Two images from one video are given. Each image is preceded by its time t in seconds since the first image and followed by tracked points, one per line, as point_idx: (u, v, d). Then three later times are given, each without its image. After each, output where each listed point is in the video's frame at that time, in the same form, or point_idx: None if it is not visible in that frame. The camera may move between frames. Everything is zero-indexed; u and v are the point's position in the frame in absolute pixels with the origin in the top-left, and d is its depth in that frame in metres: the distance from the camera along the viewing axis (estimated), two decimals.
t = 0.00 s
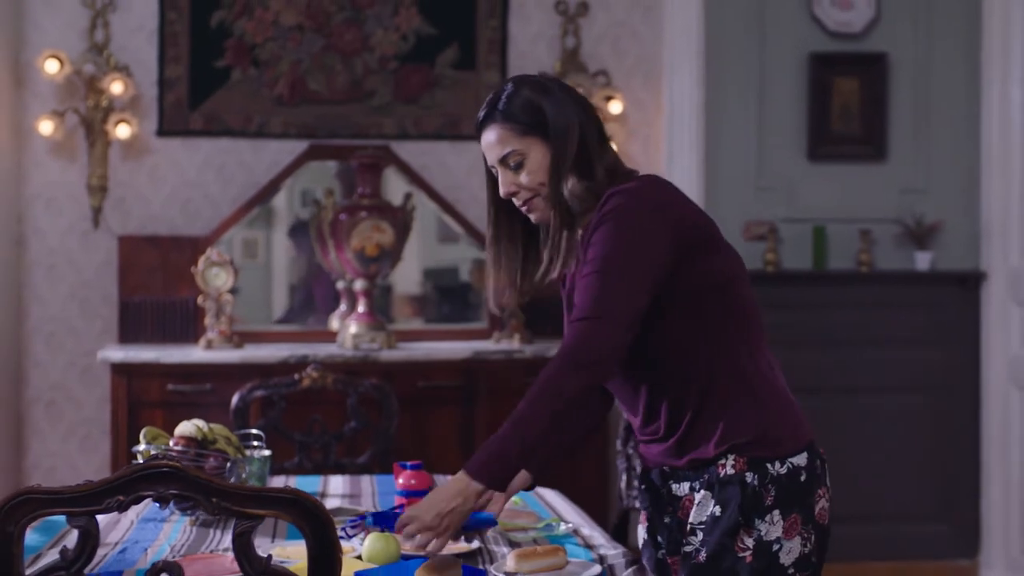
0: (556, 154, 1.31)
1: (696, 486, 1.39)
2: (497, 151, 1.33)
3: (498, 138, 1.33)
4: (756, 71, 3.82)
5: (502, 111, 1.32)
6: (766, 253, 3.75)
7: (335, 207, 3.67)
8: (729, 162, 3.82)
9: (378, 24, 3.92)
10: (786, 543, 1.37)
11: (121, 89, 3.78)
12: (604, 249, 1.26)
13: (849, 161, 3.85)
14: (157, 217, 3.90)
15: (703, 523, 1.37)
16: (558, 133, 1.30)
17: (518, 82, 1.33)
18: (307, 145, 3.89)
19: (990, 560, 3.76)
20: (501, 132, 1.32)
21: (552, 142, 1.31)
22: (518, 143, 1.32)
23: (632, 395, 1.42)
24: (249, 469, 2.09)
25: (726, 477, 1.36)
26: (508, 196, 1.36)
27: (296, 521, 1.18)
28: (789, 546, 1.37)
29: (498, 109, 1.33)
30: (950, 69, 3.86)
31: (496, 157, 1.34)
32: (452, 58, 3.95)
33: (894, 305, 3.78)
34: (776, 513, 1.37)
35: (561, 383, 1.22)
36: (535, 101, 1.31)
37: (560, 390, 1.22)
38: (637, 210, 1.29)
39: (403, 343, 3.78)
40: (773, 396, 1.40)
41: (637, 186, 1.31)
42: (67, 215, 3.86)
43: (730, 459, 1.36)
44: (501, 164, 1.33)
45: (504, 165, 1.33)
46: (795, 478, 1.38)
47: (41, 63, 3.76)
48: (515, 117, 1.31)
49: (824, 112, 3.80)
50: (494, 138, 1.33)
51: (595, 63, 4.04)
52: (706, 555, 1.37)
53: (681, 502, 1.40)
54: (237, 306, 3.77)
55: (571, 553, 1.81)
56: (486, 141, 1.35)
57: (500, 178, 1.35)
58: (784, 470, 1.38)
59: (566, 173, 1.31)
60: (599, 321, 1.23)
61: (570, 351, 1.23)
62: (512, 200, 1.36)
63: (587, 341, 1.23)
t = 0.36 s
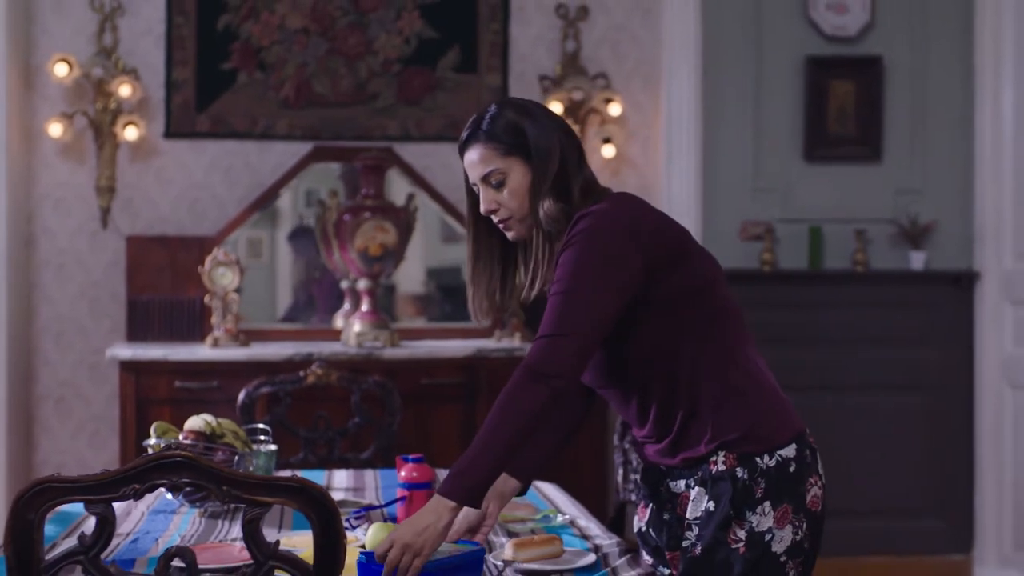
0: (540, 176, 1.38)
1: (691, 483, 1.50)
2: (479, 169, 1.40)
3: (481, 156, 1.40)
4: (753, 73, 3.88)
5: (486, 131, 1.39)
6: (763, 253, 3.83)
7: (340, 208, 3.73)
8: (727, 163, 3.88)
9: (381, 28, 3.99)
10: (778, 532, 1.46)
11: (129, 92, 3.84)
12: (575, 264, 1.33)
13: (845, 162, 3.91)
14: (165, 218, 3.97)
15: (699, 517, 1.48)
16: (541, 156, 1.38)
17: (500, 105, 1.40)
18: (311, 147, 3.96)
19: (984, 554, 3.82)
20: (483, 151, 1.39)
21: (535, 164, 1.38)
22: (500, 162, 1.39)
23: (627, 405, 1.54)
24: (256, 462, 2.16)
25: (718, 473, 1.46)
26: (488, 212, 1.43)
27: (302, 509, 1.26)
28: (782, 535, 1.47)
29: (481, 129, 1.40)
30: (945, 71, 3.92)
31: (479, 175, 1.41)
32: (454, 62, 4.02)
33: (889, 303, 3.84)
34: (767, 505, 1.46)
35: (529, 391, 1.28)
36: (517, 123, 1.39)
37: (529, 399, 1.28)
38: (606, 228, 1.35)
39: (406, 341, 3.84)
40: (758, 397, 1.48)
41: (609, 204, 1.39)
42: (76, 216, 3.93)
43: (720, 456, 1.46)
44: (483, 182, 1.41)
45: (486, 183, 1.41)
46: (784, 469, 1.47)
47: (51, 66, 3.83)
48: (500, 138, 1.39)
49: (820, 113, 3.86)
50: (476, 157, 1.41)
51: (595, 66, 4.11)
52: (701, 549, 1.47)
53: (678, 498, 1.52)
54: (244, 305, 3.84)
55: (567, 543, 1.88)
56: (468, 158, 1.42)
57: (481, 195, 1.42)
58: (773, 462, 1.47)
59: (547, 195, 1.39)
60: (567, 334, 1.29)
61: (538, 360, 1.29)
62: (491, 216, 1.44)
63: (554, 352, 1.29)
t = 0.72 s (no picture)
0: (530, 181, 1.45)
1: (685, 476, 1.55)
2: (473, 175, 1.48)
3: (475, 163, 1.48)
4: (752, 75, 3.94)
5: (478, 139, 1.48)
6: (762, 252, 3.89)
7: (345, 207, 3.80)
8: (727, 164, 3.94)
9: (386, 30, 4.05)
10: (771, 523, 1.51)
11: (139, 94, 3.91)
12: (576, 271, 1.41)
13: (843, 163, 3.97)
14: (174, 218, 4.04)
15: (693, 510, 1.53)
16: (532, 162, 1.45)
17: (493, 114, 1.48)
18: (317, 148, 4.03)
19: (979, 549, 3.89)
20: (475, 158, 1.47)
21: (527, 170, 1.46)
22: (492, 169, 1.47)
23: (623, 406, 1.61)
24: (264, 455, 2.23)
25: (712, 467, 1.52)
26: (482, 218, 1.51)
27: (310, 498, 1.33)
28: (774, 525, 1.52)
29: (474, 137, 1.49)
30: (940, 73, 3.98)
31: (473, 181, 1.49)
32: (458, 63, 4.09)
33: (886, 301, 3.90)
34: (760, 497, 1.51)
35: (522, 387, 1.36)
36: (508, 131, 1.47)
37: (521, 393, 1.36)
38: (609, 238, 1.43)
39: (411, 339, 3.91)
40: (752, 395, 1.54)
41: (613, 214, 1.46)
42: (87, 216, 4.00)
43: (715, 451, 1.52)
44: (477, 188, 1.48)
45: (480, 189, 1.48)
46: (775, 463, 1.53)
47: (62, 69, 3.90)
48: (491, 144, 1.46)
49: (819, 114, 3.93)
50: (470, 164, 1.48)
51: (596, 67, 4.17)
52: (697, 541, 1.50)
53: (672, 491, 1.57)
54: (252, 303, 3.91)
55: (566, 534, 1.94)
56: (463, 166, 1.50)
57: (475, 202, 1.50)
58: (765, 457, 1.53)
59: (539, 201, 1.45)
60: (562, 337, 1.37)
61: (533, 358, 1.37)
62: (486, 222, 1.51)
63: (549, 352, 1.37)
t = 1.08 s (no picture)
0: (519, 186, 1.49)
1: (684, 471, 1.61)
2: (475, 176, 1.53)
3: (477, 164, 1.52)
4: (755, 75, 4.00)
5: (482, 141, 1.52)
6: (764, 249, 3.95)
7: (355, 206, 3.88)
8: (730, 163, 4.00)
9: (394, 31, 4.12)
10: (767, 516, 1.58)
11: (152, 94, 3.98)
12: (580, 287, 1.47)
13: (845, 162, 4.03)
14: (186, 216, 4.10)
15: (692, 503, 1.59)
16: (524, 169, 1.49)
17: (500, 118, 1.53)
18: (327, 147, 4.09)
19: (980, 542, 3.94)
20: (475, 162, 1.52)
21: (520, 175, 1.49)
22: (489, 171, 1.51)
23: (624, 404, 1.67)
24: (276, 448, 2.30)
25: (712, 462, 1.58)
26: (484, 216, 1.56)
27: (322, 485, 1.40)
28: (770, 518, 1.58)
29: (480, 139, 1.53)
30: (942, 73, 4.03)
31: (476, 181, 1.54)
32: (465, 64, 4.15)
33: (888, 299, 3.95)
34: (758, 491, 1.58)
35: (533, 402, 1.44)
36: (507, 140, 1.50)
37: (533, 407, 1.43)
38: (612, 250, 1.49)
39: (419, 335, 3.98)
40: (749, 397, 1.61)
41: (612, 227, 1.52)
42: (101, 214, 4.07)
43: (715, 447, 1.58)
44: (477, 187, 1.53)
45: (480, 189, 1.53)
46: (773, 459, 1.59)
47: (77, 69, 3.97)
48: (491, 148, 1.51)
49: (821, 113, 3.98)
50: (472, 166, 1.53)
51: (602, 67, 4.23)
52: (697, 533, 1.57)
53: (671, 484, 1.62)
54: (264, 300, 3.98)
55: (569, 522, 2.00)
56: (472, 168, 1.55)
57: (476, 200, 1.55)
58: (763, 453, 1.59)
59: (527, 207, 1.49)
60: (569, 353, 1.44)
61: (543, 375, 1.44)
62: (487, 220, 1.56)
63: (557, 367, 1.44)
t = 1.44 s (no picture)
0: (539, 155, 1.58)
1: (673, 452, 1.69)
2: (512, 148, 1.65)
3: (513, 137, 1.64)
4: (759, 75, 4.05)
5: (516, 115, 1.63)
6: (769, 247, 4.00)
7: (365, 204, 3.95)
8: (735, 162, 4.06)
9: (404, 31, 4.18)
10: (753, 501, 1.65)
11: (166, 94, 4.05)
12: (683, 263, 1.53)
13: (849, 161, 4.08)
14: (199, 214, 4.17)
15: (680, 481, 1.67)
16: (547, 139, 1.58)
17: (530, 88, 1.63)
18: (338, 146, 4.16)
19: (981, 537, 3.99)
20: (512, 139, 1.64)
21: (540, 145, 1.58)
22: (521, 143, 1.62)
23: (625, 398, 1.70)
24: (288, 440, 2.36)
25: (703, 443, 1.66)
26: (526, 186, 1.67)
27: (334, 472, 1.47)
28: (755, 504, 1.65)
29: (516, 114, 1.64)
30: (944, 72, 4.08)
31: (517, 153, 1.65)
32: (474, 64, 4.21)
33: (890, 296, 4.01)
34: (745, 475, 1.66)
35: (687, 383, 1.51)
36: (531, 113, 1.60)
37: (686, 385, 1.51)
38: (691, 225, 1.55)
39: (429, 331, 4.04)
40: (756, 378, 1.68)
41: (668, 204, 1.57)
42: (116, 212, 4.14)
43: (706, 430, 1.66)
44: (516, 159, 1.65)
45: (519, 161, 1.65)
46: (761, 446, 1.67)
47: (92, 70, 4.04)
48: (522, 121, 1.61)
49: (825, 112, 4.04)
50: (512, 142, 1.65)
51: (609, 67, 4.29)
52: (683, 511, 1.65)
53: (661, 465, 1.70)
54: (275, 296, 4.05)
55: (572, 511, 2.07)
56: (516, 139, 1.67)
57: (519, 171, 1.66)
58: (753, 439, 1.67)
59: (547, 173, 1.57)
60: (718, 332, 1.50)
61: (692, 362, 1.50)
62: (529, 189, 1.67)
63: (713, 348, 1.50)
